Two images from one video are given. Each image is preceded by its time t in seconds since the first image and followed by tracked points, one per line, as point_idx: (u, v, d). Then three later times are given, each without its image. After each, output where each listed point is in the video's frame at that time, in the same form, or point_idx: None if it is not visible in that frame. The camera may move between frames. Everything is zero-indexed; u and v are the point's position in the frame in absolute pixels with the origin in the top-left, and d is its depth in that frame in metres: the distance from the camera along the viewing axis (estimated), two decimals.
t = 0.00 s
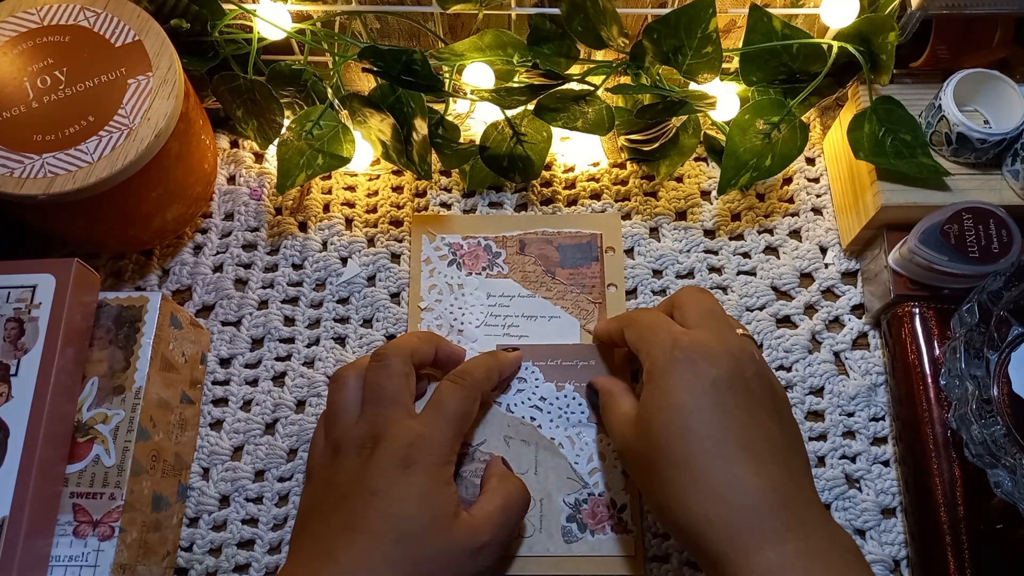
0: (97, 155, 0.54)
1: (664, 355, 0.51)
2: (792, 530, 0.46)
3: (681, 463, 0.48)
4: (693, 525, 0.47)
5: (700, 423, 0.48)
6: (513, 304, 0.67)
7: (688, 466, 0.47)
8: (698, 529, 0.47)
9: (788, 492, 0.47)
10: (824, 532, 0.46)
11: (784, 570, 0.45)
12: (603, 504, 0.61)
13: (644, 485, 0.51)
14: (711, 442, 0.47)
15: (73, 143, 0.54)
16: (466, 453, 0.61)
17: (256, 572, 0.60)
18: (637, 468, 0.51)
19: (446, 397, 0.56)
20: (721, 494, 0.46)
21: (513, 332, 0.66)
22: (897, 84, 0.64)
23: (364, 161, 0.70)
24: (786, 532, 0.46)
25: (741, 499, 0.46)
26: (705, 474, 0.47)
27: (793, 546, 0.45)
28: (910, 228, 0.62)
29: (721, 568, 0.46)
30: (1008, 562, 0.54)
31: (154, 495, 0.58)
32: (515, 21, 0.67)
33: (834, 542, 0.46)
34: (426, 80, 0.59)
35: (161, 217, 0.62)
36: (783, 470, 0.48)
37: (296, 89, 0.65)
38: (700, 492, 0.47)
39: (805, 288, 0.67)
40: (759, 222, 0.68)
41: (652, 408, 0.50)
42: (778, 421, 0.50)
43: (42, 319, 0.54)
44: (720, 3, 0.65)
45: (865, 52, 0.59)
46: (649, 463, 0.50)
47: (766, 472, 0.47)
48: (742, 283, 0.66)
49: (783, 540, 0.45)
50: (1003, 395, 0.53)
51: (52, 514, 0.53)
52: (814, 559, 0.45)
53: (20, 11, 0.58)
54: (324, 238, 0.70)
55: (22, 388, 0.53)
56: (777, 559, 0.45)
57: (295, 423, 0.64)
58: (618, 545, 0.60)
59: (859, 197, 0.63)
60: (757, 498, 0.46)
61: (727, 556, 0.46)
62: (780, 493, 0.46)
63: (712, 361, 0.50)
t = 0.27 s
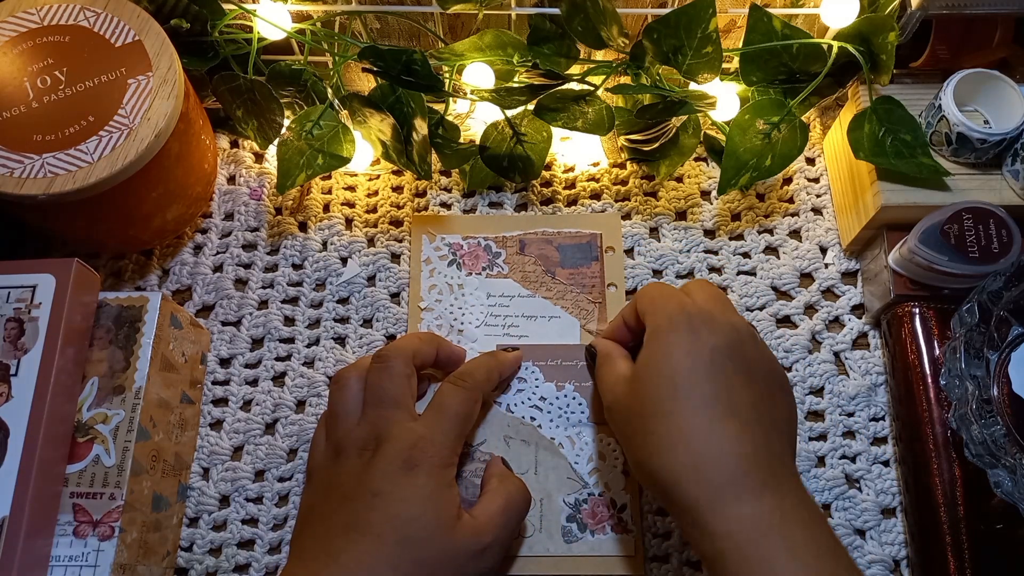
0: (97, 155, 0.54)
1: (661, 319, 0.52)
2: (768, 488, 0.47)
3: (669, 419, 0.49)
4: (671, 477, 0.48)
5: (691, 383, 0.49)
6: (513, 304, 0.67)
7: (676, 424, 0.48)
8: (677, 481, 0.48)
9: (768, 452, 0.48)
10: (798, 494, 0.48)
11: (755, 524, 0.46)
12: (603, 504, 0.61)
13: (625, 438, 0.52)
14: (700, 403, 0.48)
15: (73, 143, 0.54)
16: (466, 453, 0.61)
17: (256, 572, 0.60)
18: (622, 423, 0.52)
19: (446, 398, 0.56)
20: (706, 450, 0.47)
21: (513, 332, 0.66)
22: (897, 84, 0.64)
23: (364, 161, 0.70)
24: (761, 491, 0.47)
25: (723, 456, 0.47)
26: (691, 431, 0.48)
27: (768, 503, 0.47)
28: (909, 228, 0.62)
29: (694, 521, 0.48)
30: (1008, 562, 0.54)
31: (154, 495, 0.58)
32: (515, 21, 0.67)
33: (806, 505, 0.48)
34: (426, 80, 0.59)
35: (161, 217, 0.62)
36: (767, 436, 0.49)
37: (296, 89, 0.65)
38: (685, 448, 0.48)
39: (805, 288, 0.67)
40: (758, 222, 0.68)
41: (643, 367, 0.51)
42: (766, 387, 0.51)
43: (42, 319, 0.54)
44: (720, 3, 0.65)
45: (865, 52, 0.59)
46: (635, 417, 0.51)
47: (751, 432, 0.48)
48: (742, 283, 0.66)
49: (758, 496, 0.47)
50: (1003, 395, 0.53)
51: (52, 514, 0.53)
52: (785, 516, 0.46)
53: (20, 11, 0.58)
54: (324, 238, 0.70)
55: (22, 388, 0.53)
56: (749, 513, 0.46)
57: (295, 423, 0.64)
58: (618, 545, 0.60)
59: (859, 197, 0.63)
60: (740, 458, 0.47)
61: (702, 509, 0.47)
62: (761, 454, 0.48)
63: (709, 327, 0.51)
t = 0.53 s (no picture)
0: (97, 155, 0.54)
1: (660, 292, 0.53)
2: (772, 444, 0.47)
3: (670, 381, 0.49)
4: (673, 439, 0.48)
5: (691, 350, 0.49)
6: (513, 304, 0.67)
7: (677, 384, 0.48)
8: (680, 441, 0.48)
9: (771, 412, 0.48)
10: (803, 454, 0.47)
11: (760, 480, 0.46)
12: (603, 504, 0.61)
13: (626, 407, 0.52)
14: (701, 364, 0.49)
15: (73, 143, 0.54)
16: (466, 453, 0.61)
17: (256, 572, 0.60)
18: (623, 398, 0.52)
19: (446, 399, 0.56)
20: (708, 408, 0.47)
21: (513, 332, 0.66)
22: (897, 84, 0.64)
23: (364, 161, 0.70)
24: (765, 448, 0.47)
25: (725, 413, 0.47)
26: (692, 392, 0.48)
27: (773, 459, 0.46)
28: (910, 228, 0.62)
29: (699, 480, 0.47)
30: (1008, 562, 0.54)
31: (154, 495, 0.58)
32: (515, 21, 0.67)
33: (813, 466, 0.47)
34: (426, 80, 0.59)
35: (161, 217, 0.62)
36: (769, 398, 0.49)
37: (296, 89, 0.65)
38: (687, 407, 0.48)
39: (805, 288, 0.67)
40: (759, 222, 0.68)
41: (643, 335, 0.52)
42: (766, 356, 0.51)
43: (42, 319, 0.54)
44: (720, 3, 0.65)
45: (865, 52, 0.59)
46: (636, 384, 0.51)
47: (751, 394, 0.48)
48: (742, 283, 0.66)
49: (763, 452, 0.46)
50: (1003, 395, 0.53)
51: (52, 514, 0.53)
52: (791, 474, 0.46)
53: (20, 11, 0.58)
54: (324, 238, 0.70)
55: (22, 388, 0.53)
56: (755, 470, 0.46)
57: (295, 423, 0.64)
58: (618, 545, 0.60)
59: (859, 197, 0.63)
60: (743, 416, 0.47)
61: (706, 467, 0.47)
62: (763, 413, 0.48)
63: (706, 297, 0.52)
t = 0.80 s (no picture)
0: (97, 155, 0.54)
1: (654, 289, 0.53)
2: (769, 435, 0.47)
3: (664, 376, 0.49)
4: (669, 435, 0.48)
5: (685, 343, 0.49)
6: (513, 304, 0.67)
7: (671, 378, 0.49)
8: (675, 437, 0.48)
9: (765, 404, 0.48)
10: (800, 447, 0.47)
11: (754, 474, 0.45)
12: (603, 504, 0.61)
13: (623, 405, 0.52)
14: (693, 359, 0.49)
15: (73, 144, 0.54)
16: (466, 453, 0.61)
17: (256, 572, 0.60)
18: (620, 392, 0.52)
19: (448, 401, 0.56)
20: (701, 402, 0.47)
21: (513, 332, 0.66)
22: (897, 84, 0.64)
23: (364, 161, 0.70)
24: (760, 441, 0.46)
25: (719, 407, 0.47)
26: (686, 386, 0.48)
27: (771, 449, 0.46)
28: (910, 228, 0.62)
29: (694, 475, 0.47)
30: (1008, 562, 0.54)
31: (154, 495, 0.58)
32: (515, 21, 0.67)
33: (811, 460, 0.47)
34: (426, 80, 0.59)
35: (161, 217, 0.62)
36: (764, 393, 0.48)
37: (296, 89, 0.65)
38: (680, 402, 0.48)
39: (805, 288, 0.67)
40: (759, 222, 0.68)
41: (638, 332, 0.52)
42: (761, 351, 0.51)
43: (42, 319, 0.54)
44: (720, 3, 0.65)
45: (865, 53, 0.59)
46: (632, 381, 0.51)
47: (747, 383, 0.48)
48: (742, 283, 0.66)
49: (760, 442, 0.46)
50: (1003, 395, 0.53)
51: (51, 514, 0.53)
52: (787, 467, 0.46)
53: (19, 11, 0.58)
54: (324, 238, 0.70)
55: (22, 388, 0.53)
56: (749, 463, 0.46)
57: (295, 423, 0.64)
58: (618, 545, 0.60)
59: (858, 197, 0.63)
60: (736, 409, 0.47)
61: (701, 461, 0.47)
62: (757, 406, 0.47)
63: (700, 295, 0.52)
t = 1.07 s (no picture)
0: (97, 155, 0.54)
1: (655, 289, 0.53)
2: (768, 435, 0.47)
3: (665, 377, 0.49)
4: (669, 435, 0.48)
5: (686, 342, 0.49)
6: (513, 304, 0.67)
7: (672, 379, 0.48)
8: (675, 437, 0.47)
9: (764, 404, 0.48)
10: (800, 447, 0.47)
11: (754, 475, 0.45)
12: (603, 504, 0.61)
13: (624, 405, 0.52)
14: (694, 359, 0.49)
15: (73, 143, 0.54)
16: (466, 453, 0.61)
17: (256, 572, 0.60)
18: (621, 391, 0.52)
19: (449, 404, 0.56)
20: (701, 403, 0.47)
21: (513, 332, 0.66)
22: (897, 84, 0.64)
23: (364, 161, 0.70)
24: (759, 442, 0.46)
25: (719, 408, 0.47)
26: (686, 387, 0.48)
27: (770, 449, 0.46)
28: (909, 228, 0.62)
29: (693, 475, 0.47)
30: (1008, 562, 0.54)
31: (154, 495, 0.58)
32: (515, 21, 0.67)
33: (811, 461, 0.47)
34: (426, 80, 0.59)
35: (161, 217, 0.62)
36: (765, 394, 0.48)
37: (296, 89, 0.65)
38: (681, 403, 0.48)
39: (805, 288, 0.67)
40: (759, 222, 0.68)
41: (639, 332, 0.52)
42: (762, 352, 0.51)
43: (42, 319, 0.54)
44: (720, 3, 0.65)
45: (865, 52, 0.59)
46: (633, 381, 0.51)
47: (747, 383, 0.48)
48: (742, 283, 0.66)
49: (759, 443, 0.46)
50: (1003, 395, 0.53)
51: (51, 514, 0.53)
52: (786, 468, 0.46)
53: (19, 11, 0.58)
54: (324, 238, 0.70)
55: (22, 388, 0.53)
56: (748, 465, 0.46)
57: (295, 423, 0.64)
58: (618, 545, 0.60)
59: (859, 197, 0.63)
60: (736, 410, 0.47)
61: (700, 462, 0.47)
62: (757, 407, 0.47)
63: (701, 295, 0.52)
